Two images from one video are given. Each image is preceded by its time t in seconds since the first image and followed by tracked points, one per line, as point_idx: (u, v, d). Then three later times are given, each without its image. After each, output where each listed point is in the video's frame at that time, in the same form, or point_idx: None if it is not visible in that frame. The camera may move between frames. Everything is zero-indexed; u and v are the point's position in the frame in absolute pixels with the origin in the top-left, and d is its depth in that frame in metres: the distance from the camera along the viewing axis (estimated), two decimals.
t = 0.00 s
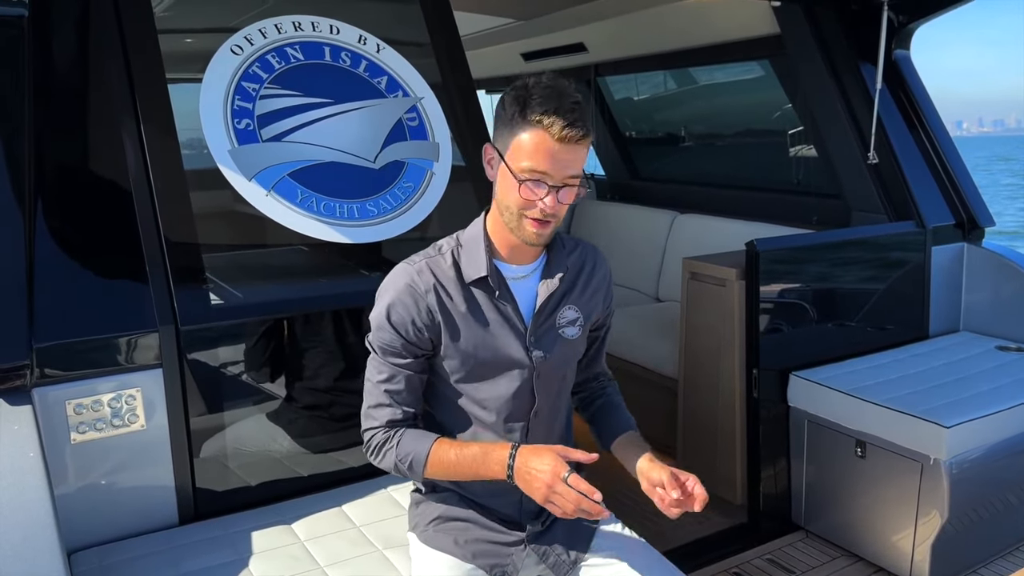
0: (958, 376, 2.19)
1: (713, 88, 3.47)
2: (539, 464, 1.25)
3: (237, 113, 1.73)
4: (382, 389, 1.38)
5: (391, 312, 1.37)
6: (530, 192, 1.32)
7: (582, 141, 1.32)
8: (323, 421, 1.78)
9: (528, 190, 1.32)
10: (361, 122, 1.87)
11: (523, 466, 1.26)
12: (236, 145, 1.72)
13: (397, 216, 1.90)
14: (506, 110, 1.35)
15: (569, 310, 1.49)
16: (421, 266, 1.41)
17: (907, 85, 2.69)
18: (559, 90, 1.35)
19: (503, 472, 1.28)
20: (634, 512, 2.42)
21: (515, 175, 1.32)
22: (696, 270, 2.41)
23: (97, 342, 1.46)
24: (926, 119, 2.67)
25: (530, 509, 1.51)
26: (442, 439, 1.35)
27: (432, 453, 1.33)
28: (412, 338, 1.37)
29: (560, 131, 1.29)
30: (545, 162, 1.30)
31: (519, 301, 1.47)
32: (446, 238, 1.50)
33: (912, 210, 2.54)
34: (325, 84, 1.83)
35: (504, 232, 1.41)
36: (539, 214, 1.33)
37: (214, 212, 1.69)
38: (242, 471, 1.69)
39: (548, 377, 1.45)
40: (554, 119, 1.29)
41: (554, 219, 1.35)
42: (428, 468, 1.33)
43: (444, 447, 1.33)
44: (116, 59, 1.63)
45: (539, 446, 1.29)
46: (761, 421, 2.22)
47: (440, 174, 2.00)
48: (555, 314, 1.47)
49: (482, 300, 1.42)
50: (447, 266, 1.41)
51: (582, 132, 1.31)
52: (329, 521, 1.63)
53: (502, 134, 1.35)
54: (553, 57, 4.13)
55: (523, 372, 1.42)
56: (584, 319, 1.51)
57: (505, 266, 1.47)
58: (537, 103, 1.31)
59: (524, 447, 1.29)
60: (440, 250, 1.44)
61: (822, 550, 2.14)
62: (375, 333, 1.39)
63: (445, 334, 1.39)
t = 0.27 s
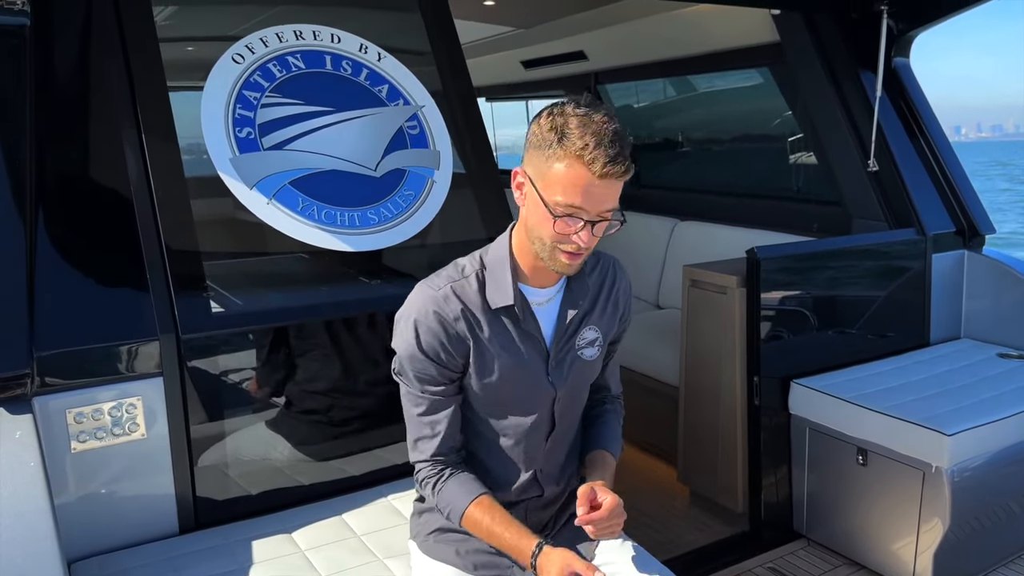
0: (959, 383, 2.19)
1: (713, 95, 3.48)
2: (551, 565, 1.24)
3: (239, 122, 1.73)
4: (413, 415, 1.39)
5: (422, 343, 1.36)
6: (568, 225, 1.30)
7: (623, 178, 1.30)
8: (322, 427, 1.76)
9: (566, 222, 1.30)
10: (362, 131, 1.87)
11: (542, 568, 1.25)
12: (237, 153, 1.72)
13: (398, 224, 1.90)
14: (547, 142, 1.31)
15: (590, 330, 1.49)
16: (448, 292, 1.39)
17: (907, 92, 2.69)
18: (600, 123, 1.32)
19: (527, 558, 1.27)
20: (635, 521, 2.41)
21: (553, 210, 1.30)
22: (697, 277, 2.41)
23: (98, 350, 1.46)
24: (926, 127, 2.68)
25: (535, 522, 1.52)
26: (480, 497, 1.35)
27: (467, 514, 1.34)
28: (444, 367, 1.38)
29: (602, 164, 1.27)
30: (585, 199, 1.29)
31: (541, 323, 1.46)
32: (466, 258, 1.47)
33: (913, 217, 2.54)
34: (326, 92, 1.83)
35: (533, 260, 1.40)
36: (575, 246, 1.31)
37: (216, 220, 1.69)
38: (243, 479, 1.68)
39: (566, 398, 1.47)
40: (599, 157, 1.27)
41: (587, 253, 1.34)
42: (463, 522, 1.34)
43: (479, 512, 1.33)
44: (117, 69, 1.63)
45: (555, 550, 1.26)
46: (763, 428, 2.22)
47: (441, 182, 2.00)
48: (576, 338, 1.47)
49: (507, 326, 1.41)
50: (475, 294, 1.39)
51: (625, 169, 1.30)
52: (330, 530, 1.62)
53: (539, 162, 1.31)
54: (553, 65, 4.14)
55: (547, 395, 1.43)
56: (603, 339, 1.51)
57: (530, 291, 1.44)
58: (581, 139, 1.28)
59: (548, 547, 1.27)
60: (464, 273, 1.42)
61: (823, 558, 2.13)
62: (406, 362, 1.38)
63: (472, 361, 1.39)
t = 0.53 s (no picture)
0: (956, 395, 2.19)
1: (708, 106, 3.49)
2: None
3: (237, 134, 1.73)
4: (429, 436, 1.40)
5: (453, 368, 1.35)
6: (598, 220, 1.32)
7: (654, 167, 1.32)
8: (318, 426, 1.75)
9: (596, 218, 1.32)
10: (360, 143, 1.88)
11: None
12: (235, 166, 1.72)
13: (396, 236, 1.91)
14: (575, 143, 1.38)
15: (627, 367, 1.47)
16: (485, 319, 1.37)
17: (902, 104, 2.71)
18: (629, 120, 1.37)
19: None
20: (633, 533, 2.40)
21: (583, 203, 1.33)
22: (694, 288, 2.41)
23: (94, 363, 1.46)
24: (921, 139, 2.69)
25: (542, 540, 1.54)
26: (504, 518, 1.35)
27: (490, 538, 1.33)
28: (471, 395, 1.37)
29: (628, 154, 1.30)
30: (613, 187, 1.31)
31: (579, 356, 1.45)
32: (505, 280, 1.46)
33: (908, 229, 2.55)
34: (324, 104, 1.84)
35: (575, 279, 1.39)
36: (607, 242, 1.31)
37: (214, 232, 1.69)
38: (240, 493, 1.67)
39: (594, 433, 1.47)
40: (623, 142, 1.31)
41: (624, 251, 1.32)
42: (485, 546, 1.34)
43: (501, 534, 1.33)
44: (116, 82, 1.64)
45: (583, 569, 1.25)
46: (761, 440, 2.22)
47: (439, 194, 2.00)
48: (612, 375, 1.46)
49: (544, 358, 1.40)
50: (511, 322, 1.38)
51: (654, 156, 1.32)
52: (328, 544, 1.61)
53: (568, 166, 1.37)
54: (549, 76, 4.15)
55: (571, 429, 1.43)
56: (638, 377, 1.50)
57: (566, 319, 1.44)
58: (607, 132, 1.33)
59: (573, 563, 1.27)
60: (502, 298, 1.41)
61: (822, 571, 2.13)
62: (434, 386, 1.36)
63: (500, 393, 1.38)
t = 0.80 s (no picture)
0: (943, 411, 2.20)
1: (700, 122, 3.50)
2: (538, 549, 1.26)
3: (226, 150, 1.73)
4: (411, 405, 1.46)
5: (436, 334, 1.41)
6: (590, 174, 1.36)
7: (644, 115, 1.36)
8: (306, 403, 1.71)
9: (587, 172, 1.36)
10: (349, 159, 1.88)
11: (532, 548, 1.27)
12: (224, 182, 1.72)
13: (385, 252, 1.90)
14: (563, 101, 1.42)
15: (632, 349, 1.48)
16: (470, 286, 1.43)
17: (890, 124, 2.73)
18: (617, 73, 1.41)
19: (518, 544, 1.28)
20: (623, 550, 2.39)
21: (573, 158, 1.37)
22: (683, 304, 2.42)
23: (79, 380, 1.44)
24: (908, 156, 2.72)
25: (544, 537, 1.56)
26: (475, 488, 1.37)
27: (460, 508, 1.35)
28: (456, 363, 1.41)
29: (615, 103, 1.35)
30: (603, 139, 1.35)
31: (575, 333, 1.49)
32: (502, 251, 1.52)
33: (895, 245, 2.57)
34: (314, 120, 1.84)
35: (571, 241, 1.42)
36: (600, 195, 1.35)
37: (202, 249, 1.69)
38: (225, 511, 1.66)
39: (598, 414, 1.47)
40: (611, 94, 1.35)
41: (618, 204, 1.35)
42: (454, 515, 1.36)
43: (472, 503, 1.35)
44: (104, 99, 1.64)
45: (547, 527, 1.28)
46: (750, 455, 2.22)
47: (428, 210, 2.00)
48: (615, 355, 1.46)
49: (535, 329, 1.44)
50: (498, 292, 1.44)
51: (643, 105, 1.36)
52: (315, 562, 1.60)
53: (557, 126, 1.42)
54: (540, 92, 4.17)
55: (567, 409, 1.45)
56: (647, 360, 1.49)
57: (562, 288, 1.49)
58: (594, 84, 1.38)
59: (542, 523, 1.29)
60: (492, 268, 1.47)
61: None
62: (418, 351, 1.43)
63: (485, 363, 1.43)
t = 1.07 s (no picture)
0: (928, 434, 2.22)
1: (688, 146, 3.44)
2: (514, 489, 1.16)
3: (216, 176, 1.74)
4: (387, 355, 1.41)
5: (409, 274, 1.36)
6: (554, 95, 1.30)
7: (604, 27, 1.30)
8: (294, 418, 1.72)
9: (550, 92, 1.30)
10: (340, 184, 1.89)
11: (501, 489, 1.19)
12: (214, 207, 1.73)
13: (375, 275, 1.91)
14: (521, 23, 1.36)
15: (621, 279, 1.41)
16: (443, 223, 1.38)
17: (874, 148, 2.78)
18: None
19: (487, 483, 1.21)
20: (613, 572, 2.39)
21: (535, 78, 1.31)
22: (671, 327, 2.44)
23: (68, 404, 1.43)
24: (891, 180, 2.76)
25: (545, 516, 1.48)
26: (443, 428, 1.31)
27: (428, 447, 1.29)
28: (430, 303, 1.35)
29: (574, 17, 1.29)
30: (564, 54, 1.29)
31: (558, 267, 1.43)
32: (477, 186, 1.46)
33: (880, 268, 2.60)
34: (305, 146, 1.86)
35: (540, 168, 1.37)
36: (566, 116, 1.29)
37: (192, 274, 1.69)
38: (212, 536, 1.65)
39: (590, 349, 1.39)
40: (568, 6, 1.29)
41: (586, 120, 1.29)
42: (425, 456, 1.30)
43: (443, 442, 1.29)
44: (96, 125, 1.65)
45: (523, 466, 1.19)
46: (738, 478, 2.23)
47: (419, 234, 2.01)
48: (603, 286, 1.40)
49: (512, 260, 1.38)
50: (472, 225, 1.38)
51: (602, 16, 1.30)
52: None
53: (517, 51, 1.36)
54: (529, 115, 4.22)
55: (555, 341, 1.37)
56: (639, 290, 1.42)
57: (542, 221, 1.43)
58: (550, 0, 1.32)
59: (513, 462, 1.21)
60: (466, 203, 1.41)
61: None
62: (391, 293, 1.37)
63: (462, 300, 1.36)
